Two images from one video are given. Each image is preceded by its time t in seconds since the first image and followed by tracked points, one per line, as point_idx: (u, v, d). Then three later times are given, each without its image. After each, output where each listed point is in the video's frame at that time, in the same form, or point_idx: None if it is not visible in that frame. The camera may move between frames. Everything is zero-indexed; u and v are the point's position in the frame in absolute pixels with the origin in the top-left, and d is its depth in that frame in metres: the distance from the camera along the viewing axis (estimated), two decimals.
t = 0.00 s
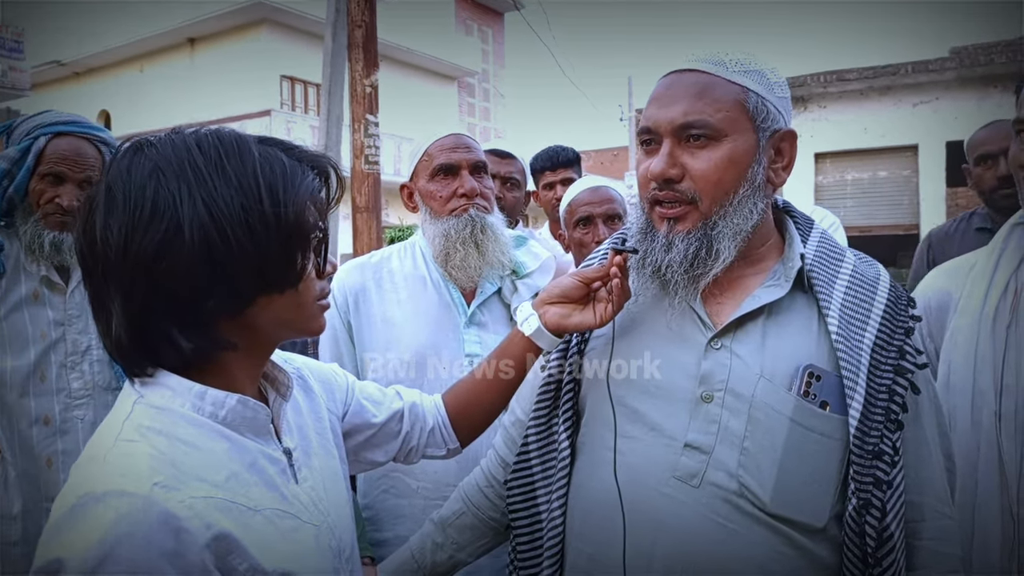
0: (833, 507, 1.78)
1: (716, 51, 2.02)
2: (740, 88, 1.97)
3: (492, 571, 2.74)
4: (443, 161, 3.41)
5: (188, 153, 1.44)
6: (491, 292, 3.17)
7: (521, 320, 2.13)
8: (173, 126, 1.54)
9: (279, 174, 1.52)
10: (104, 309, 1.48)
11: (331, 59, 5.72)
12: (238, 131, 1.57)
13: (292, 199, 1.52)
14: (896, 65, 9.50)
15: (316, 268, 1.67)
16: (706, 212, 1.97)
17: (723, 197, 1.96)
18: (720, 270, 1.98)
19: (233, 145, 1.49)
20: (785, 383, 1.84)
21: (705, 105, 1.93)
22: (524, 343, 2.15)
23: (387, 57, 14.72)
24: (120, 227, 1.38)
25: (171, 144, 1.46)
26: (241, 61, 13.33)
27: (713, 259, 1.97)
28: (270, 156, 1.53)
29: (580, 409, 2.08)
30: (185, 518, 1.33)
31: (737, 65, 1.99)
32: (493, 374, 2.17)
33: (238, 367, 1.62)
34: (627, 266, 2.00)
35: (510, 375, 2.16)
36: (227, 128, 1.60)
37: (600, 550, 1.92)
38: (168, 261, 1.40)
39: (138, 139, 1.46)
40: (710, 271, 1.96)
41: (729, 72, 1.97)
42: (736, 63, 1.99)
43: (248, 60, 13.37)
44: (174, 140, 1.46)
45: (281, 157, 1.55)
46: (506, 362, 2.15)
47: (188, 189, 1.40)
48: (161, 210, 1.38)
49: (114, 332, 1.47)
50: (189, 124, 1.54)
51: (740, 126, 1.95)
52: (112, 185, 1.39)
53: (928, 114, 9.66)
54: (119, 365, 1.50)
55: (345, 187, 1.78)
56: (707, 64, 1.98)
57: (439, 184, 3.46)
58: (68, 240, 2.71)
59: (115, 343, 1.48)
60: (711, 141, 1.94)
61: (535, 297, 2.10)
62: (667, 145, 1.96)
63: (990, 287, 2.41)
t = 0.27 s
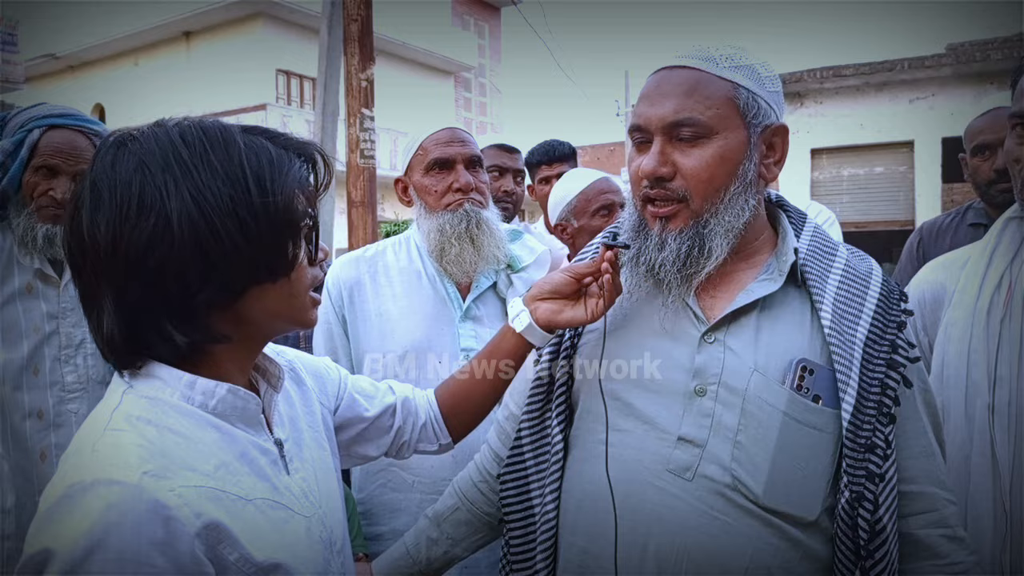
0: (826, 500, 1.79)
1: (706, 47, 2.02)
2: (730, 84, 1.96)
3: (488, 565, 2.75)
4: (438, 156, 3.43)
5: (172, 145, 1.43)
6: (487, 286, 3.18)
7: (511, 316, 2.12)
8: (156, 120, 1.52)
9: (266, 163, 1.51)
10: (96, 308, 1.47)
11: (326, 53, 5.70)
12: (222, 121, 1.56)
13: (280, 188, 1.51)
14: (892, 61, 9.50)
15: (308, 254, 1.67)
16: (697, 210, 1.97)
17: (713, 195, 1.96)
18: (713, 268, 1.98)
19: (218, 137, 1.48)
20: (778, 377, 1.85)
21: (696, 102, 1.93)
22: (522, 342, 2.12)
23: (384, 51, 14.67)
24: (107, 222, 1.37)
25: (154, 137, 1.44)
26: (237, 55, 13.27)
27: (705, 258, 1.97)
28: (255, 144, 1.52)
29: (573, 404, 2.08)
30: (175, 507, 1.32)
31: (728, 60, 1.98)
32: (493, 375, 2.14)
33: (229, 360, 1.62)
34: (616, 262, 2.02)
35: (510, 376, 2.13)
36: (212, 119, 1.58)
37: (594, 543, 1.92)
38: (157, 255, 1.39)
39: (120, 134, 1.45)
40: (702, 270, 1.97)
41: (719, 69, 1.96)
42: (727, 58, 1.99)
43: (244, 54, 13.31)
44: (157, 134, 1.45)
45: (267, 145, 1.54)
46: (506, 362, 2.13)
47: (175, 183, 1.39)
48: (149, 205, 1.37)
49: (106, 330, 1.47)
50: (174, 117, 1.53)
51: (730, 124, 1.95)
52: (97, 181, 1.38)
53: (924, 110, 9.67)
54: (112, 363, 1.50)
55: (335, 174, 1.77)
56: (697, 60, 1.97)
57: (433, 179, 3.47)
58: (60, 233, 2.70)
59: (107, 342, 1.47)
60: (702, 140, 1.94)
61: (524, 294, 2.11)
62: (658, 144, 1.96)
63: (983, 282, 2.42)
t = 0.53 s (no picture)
0: (826, 498, 1.79)
1: (708, 43, 2.02)
2: (730, 80, 1.96)
3: (489, 562, 2.75)
4: (445, 153, 3.40)
5: (174, 142, 1.43)
6: (488, 283, 3.18)
7: (513, 316, 2.12)
8: (159, 115, 1.52)
9: (269, 158, 1.50)
10: (102, 306, 1.47)
11: (329, 51, 5.71)
12: (223, 115, 1.55)
13: (283, 183, 1.51)
14: (894, 60, 9.48)
15: (312, 249, 1.67)
16: (697, 204, 1.97)
17: (713, 189, 1.96)
18: (712, 261, 1.98)
19: (220, 132, 1.48)
20: (777, 374, 1.85)
21: (696, 97, 1.93)
22: (524, 342, 2.11)
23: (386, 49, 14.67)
24: (111, 221, 1.37)
25: (155, 134, 1.44)
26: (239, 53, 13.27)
27: (704, 250, 1.97)
28: (257, 139, 1.52)
29: (574, 401, 2.08)
30: (183, 500, 1.32)
31: (729, 57, 1.99)
32: (494, 375, 2.13)
33: (235, 355, 1.62)
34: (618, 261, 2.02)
35: (510, 376, 2.13)
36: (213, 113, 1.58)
37: (595, 540, 1.92)
38: (162, 253, 1.39)
39: (122, 131, 1.45)
40: (701, 263, 1.96)
41: (720, 65, 1.96)
42: (728, 55, 1.99)
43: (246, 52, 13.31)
44: (159, 131, 1.45)
45: (268, 139, 1.54)
46: (506, 362, 2.12)
47: (177, 180, 1.40)
48: (152, 203, 1.38)
49: (113, 328, 1.47)
50: (175, 113, 1.53)
51: (731, 118, 1.95)
52: (100, 180, 1.39)
53: (927, 109, 9.65)
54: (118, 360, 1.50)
55: (336, 166, 1.77)
56: (697, 56, 1.97)
57: (439, 175, 3.44)
58: (62, 230, 2.69)
59: (114, 340, 1.47)
60: (701, 134, 1.94)
61: (526, 293, 2.11)
62: (659, 138, 1.96)
63: (985, 281, 2.42)
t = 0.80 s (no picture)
0: (826, 497, 1.79)
1: (708, 43, 2.03)
2: (731, 80, 1.96)
3: (490, 562, 2.75)
4: (466, 152, 3.43)
5: (182, 145, 1.43)
6: (488, 285, 3.19)
7: (514, 318, 2.14)
8: (166, 117, 1.52)
9: (276, 164, 1.51)
10: (104, 304, 1.47)
11: (329, 52, 5.72)
12: (231, 119, 1.55)
13: (290, 189, 1.52)
14: (894, 60, 9.49)
15: (316, 255, 1.68)
16: (698, 202, 1.98)
17: (714, 187, 1.96)
18: (712, 259, 1.98)
19: (227, 136, 1.48)
20: (777, 373, 1.85)
21: (697, 96, 1.93)
22: (525, 342, 2.14)
23: (386, 50, 14.69)
24: (119, 222, 1.38)
25: (163, 136, 1.45)
26: (239, 54, 13.29)
27: (704, 248, 1.97)
28: (265, 145, 1.52)
29: (575, 401, 2.09)
30: (188, 501, 1.33)
31: (730, 56, 1.99)
32: (493, 375, 2.16)
33: (238, 356, 1.62)
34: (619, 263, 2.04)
35: (510, 375, 2.15)
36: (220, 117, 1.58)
37: (596, 540, 1.93)
38: (168, 256, 1.40)
39: (130, 132, 1.45)
40: (702, 261, 1.96)
41: (721, 64, 1.97)
42: (729, 55, 1.99)
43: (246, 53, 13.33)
44: (167, 133, 1.45)
45: (276, 145, 1.54)
46: (506, 362, 2.14)
47: (185, 184, 1.40)
48: (159, 205, 1.38)
49: (115, 327, 1.47)
50: (181, 115, 1.52)
51: (731, 117, 1.95)
52: (108, 181, 1.39)
53: (927, 109, 9.66)
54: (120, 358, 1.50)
55: (341, 172, 1.79)
56: (699, 56, 1.98)
57: (458, 174, 3.44)
58: (63, 232, 2.70)
59: (115, 338, 1.48)
60: (703, 133, 1.95)
61: (527, 295, 2.11)
62: (661, 138, 1.96)
63: (985, 280, 2.42)
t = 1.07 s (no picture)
0: (821, 493, 1.80)
1: (703, 40, 2.03)
2: (726, 76, 1.97)
3: (488, 561, 2.76)
4: (469, 150, 3.45)
5: (186, 143, 1.45)
6: (485, 283, 3.19)
7: (509, 315, 2.13)
8: (172, 117, 1.55)
9: (277, 167, 1.52)
10: (98, 299, 1.47)
11: (324, 52, 5.71)
12: (236, 123, 1.57)
13: (289, 193, 1.53)
14: (888, 56, 9.51)
15: (310, 262, 1.67)
16: (693, 198, 1.98)
17: (709, 184, 1.97)
18: (708, 256, 1.99)
19: (232, 137, 1.49)
20: (773, 371, 1.85)
21: (692, 93, 1.94)
22: (522, 341, 2.13)
23: (381, 49, 14.67)
24: (116, 216, 1.38)
25: (169, 134, 1.47)
26: (234, 54, 13.26)
27: (700, 246, 1.97)
28: (268, 149, 1.54)
29: (571, 399, 2.09)
30: (184, 503, 1.33)
31: (724, 53, 1.99)
32: (493, 375, 2.15)
33: (230, 355, 1.62)
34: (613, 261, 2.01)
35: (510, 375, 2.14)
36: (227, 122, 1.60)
37: (593, 537, 1.93)
38: (162, 250, 1.40)
39: (135, 129, 1.47)
40: (698, 257, 1.97)
41: (716, 61, 1.97)
42: (723, 52, 2.00)
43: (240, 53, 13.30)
44: (173, 132, 1.47)
45: (280, 151, 1.56)
46: (506, 362, 2.13)
47: (185, 180, 1.41)
48: (158, 200, 1.39)
49: (107, 321, 1.47)
50: (190, 116, 1.55)
51: (726, 114, 1.96)
52: (109, 173, 1.40)
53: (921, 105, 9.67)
54: (112, 355, 1.51)
55: (341, 182, 1.78)
56: (695, 53, 1.98)
57: (461, 171, 3.44)
58: (59, 233, 2.70)
59: (108, 333, 1.48)
60: (698, 129, 1.95)
61: (523, 292, 2.12)
62: (655, 134, 1.97)
63: (980, 275, 2.43)
